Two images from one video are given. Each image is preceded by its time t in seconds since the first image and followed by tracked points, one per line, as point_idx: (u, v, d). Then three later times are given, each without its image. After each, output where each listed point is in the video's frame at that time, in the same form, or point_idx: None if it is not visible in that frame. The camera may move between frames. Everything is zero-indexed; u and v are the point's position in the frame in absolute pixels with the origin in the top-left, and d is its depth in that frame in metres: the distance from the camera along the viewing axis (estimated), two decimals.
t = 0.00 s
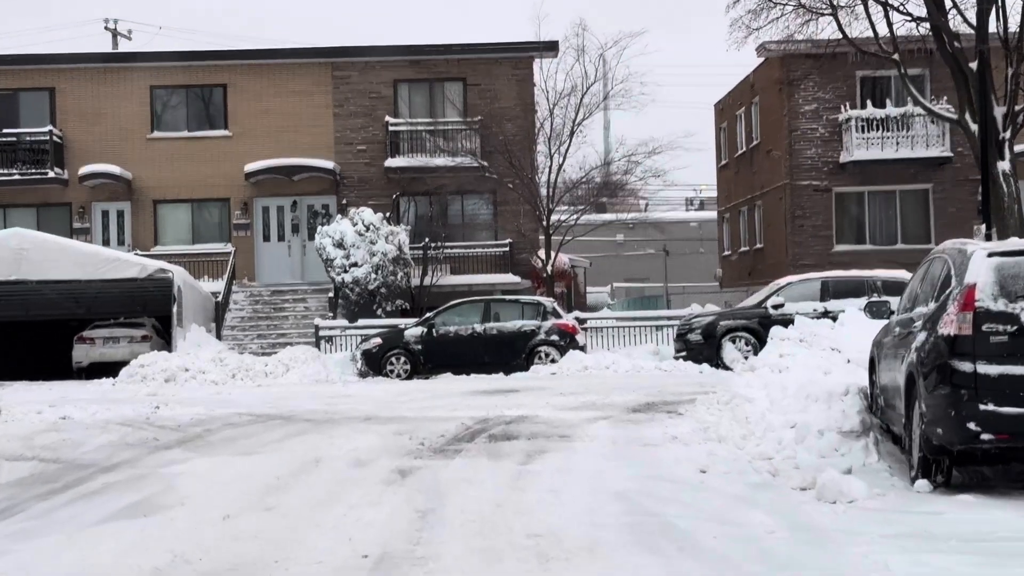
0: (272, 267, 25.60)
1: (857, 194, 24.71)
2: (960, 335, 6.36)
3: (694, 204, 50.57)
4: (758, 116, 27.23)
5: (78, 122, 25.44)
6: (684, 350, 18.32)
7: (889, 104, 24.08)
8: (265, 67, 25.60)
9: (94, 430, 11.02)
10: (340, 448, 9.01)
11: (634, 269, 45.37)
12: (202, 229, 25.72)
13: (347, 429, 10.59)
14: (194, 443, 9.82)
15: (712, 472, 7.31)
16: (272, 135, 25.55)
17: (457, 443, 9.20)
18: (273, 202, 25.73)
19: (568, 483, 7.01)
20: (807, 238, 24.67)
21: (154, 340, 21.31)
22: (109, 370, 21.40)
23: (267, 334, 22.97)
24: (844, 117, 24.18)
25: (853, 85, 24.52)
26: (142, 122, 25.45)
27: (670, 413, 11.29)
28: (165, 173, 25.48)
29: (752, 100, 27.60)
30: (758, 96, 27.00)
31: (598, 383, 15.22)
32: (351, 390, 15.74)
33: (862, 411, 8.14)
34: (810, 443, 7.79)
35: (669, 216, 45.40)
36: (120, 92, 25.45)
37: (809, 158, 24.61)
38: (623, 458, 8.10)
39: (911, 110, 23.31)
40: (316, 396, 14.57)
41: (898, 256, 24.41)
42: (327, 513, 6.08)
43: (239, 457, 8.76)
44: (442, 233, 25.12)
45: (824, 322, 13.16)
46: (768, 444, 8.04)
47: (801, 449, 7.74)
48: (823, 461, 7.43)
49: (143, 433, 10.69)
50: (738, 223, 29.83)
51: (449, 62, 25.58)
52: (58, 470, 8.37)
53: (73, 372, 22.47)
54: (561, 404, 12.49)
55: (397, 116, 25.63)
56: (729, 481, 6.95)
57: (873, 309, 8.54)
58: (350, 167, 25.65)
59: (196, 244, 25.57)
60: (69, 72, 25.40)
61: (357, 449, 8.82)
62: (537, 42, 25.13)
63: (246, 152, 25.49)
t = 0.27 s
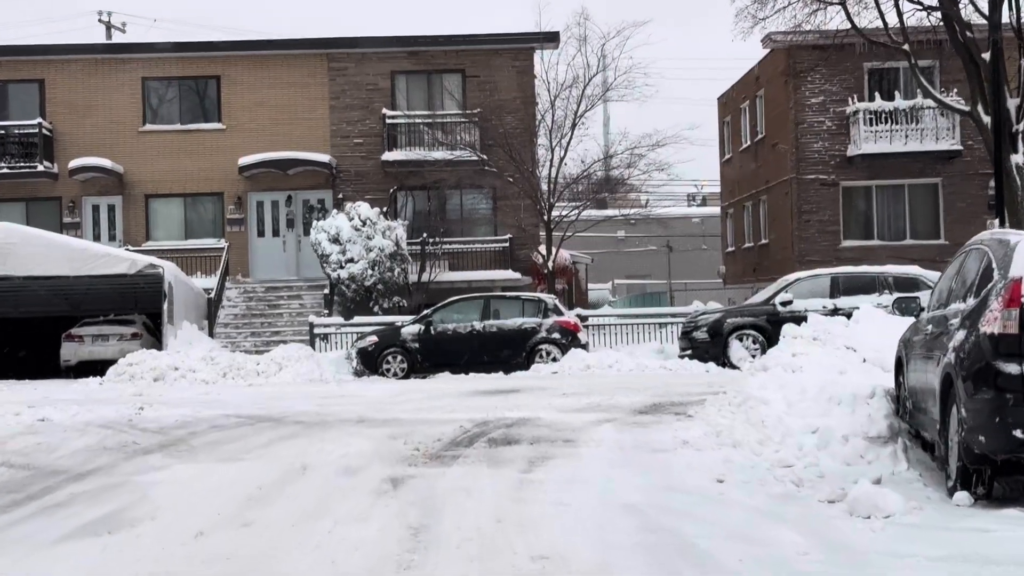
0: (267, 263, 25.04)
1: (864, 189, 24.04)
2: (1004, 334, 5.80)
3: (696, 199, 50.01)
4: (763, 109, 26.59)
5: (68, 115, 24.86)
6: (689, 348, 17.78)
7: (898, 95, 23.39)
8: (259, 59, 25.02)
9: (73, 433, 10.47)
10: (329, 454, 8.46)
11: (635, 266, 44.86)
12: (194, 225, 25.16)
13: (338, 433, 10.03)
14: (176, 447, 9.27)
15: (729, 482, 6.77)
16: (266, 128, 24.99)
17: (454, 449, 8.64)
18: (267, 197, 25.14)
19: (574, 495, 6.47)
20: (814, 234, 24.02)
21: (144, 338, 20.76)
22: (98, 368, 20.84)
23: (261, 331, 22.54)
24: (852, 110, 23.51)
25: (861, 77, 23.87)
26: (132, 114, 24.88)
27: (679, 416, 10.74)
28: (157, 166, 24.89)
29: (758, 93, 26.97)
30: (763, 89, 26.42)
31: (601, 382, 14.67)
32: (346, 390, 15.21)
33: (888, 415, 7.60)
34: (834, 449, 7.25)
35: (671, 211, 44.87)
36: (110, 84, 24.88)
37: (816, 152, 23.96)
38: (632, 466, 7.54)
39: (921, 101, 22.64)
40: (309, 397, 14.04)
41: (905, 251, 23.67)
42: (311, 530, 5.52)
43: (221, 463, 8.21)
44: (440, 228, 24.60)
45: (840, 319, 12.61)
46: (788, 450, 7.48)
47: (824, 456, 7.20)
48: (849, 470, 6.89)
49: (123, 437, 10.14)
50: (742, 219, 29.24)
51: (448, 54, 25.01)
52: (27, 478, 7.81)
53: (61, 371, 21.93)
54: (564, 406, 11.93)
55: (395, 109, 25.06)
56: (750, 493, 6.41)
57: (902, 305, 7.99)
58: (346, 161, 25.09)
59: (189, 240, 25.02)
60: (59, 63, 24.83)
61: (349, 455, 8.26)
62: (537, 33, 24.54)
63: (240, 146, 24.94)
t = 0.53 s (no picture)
0: (260, 263, 24.52)
1: (872, 187, 23.44)
2: None
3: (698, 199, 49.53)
4: (768, 106, 26.02)
5: (57, 111, 24.32)
6: (695, 351, 17.23)
7: (906, 92, 22.81)
8: (252, 54, 24.49)
9: (49, 441, 9.91)
10: (317, 464, 7.90)
11: (636, 267, 44.42)
12: (187, 224, 24.62)
13: (329, 441, 9.47)
14: (154, 457, 8.71)
15: (751, 497, 6.21)
16: (260, 125, 24.45)
17: (451, 459, 8.08)
18: (262, 195, 24.60)
19: (582, 514, 5.90)
20: (821, 233, 23.44)
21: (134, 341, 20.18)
22: (86, 371, 20.27)
23: (254, 333, 21.96)
24: (859, 106, 22.90)
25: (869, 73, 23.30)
26: (122, 111, 24.35)
27: (689, 423, 10.19)
28: (148, 165, 24.38)
29: (762, 90, 26.43)
30: (768, 85, 25.88)
31: (604, 386, 14.13)
32: (340, 395, 14.65)
33: (919, 424, 7.05)
34: (861, 462, 6.70)
35: (672, 211, 44.38)
36: (100, 80, 24.36)
37: (823, 149, 23.39)
38: (643, 480, 6.97)
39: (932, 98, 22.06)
40: (300, 402, 13.48)
41: (914, 251, 23.11)
42: (291, 557, 4.96)
43: (200, 475, 7.65)
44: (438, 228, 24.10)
45: (856, 320, 12.06)
46: (810, 461, 6.92)
47: (850, 469, 6.65)
48: (880, 486, 6.34)
49: (100, 446, 9.58)
50: (746, 218, 28.68)
51: (446, 49, 24.49)
52: None
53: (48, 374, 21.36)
54: (566, 412, 11.37)
55: (392, 105, 24.52)
56: (775, 511, 5.85)
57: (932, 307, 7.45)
58: (342, 159, 24.57)
59: (181, 239, 24.50)
60: (48, 59, 24.30)
61: (338, 467, 7.70)
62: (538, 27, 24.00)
63: (233, 143, 24.40)
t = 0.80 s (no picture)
0: (254, 263, 24.04)
1: (879, 185, 22.93)
2: None
3: (699, 199, 49.06)
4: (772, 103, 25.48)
5: (45, 107, 23.82)
6: (700, 353, 16.70)
7: (914, 88, 22.29)
8: (246, 49, 24.04)
9: (23, 450, 9.37)
10: (305, 476, 7.37)
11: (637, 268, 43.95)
12: (178, 224, 24.17)
13: (318, 450, 8.93)
14: (131, 467, 8.16)
15: (776, 515, 5.70)
16: (254, 122, 23.98)
17: (448, 470, 7.56)
18: (255, 193, 24.12)
19: (592, 535, 5.39)
20: (827, 232, 22.92)
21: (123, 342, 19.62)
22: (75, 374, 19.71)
23: (247, 334, 21.47)
24: (867, 103, 22.35)
25: (876, 69, 22.75)
26: (113, 108, 23.89)
27: (698, 430, 9.67)
28: (139, 162, 23.93)
29: (766, 87, 25.92)
30: (772, 82, 25.39)
31: (608, 390, 13.61)
32: (333, 399, 14.11)
33: (955, 434, 6.53)
34: (893, 476, 6.19)
35: (673, 210, 43.94)
36: (90, 75, 23.88)
37: (829, 147, 22.86)
38: (656, 495, 6.43)
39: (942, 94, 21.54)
40: (292, 407, 12.94)
41: (923, 251, 22.57)
42: None
43: (177, 488, 7.11)
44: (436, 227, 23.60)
45: (872, 320, 11.54)
46: (837, 475, 6.39)
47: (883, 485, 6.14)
48: (918, 505, 5.82)
49: (76, 455, 9.03)
50: (749, 218, 28.15)
51: (443, 44, 24.04)
52: None
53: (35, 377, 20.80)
54: (570, 417, 10.84)
55: (388, 102, 24.04)
56: (805, 533, 5.32)
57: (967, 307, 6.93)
58: (337, 157, 24.08)
59: (173, 238, 24.04)
60: (36, 54, 23.81)
61: (326, 479, 7.15)
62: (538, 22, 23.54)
63: (226, 140, 23.93)
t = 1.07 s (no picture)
0: (246, 262, 23.54)
1: (887, 182, 22.27)
2: None
3: (700, 197, 48.46)
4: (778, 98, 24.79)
5: (31, 102, 23.23)
6: (706, 355, 16.10)
7: (924, 82, 21.65)
8: (237, 42, 23.44)
9: None
10: (287, 491, 6.74)
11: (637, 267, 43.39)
12: (168, 221, 23.62)
13: (304, 460, 8.29)
14: (100, 481, 7.52)
15: (812, 542, 5.08)
16: (245, 117, 23.36)
17: (444, 485, 6.93)
18: (245, 190, 23.62)
19: (606, 564, 4.76)
20: (835, 230, 22.26)
21: (109, 343, 18.98)
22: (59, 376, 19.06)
23: (238, 335, 21.05)
24: (876, 97, 21.73)
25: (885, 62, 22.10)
26: (100, 102, 23.32)
27: (712, 438, 9.05)
28: (127, 158, 23.37)
29: (771, 82, 25.28)
30: (777, 76, 24.73)
31: (612, 394, 13.00)
32: (325, 403, 13.48)
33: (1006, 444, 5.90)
34: (939, 494, 5.57)
35: (673, 208, 43.34)
36: (77, 69, 23.29)
37: (837, 142, 22.19)
38: (674, 515, 5.79)
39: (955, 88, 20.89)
40: (281, 412, 12.31)
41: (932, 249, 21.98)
42: None
43: (146, 505, 6.47)
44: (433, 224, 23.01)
45: (892, 321, 10.91)
46: (874, 493, 5.77)
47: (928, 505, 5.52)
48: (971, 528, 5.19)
49: (43, 465, 8.38)
50: (753, 215, 27.53)
51: (441, 36, 23.43)
52: None
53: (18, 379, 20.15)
54: (574, 424, 10.20)
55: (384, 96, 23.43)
56: (847, 563, 4.70)
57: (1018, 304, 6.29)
58: (331, 152, 23.47)
59: (162, 237, 23.51)
60: (22, 47, 23.24)
61: (309, 495, 6.52)
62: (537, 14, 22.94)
63: (216, 135, 23.34)
